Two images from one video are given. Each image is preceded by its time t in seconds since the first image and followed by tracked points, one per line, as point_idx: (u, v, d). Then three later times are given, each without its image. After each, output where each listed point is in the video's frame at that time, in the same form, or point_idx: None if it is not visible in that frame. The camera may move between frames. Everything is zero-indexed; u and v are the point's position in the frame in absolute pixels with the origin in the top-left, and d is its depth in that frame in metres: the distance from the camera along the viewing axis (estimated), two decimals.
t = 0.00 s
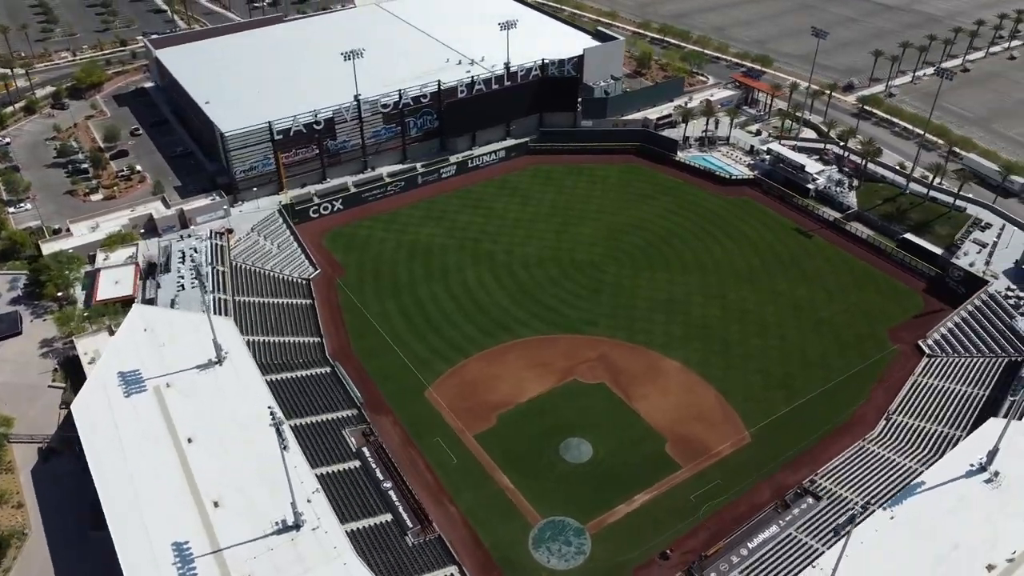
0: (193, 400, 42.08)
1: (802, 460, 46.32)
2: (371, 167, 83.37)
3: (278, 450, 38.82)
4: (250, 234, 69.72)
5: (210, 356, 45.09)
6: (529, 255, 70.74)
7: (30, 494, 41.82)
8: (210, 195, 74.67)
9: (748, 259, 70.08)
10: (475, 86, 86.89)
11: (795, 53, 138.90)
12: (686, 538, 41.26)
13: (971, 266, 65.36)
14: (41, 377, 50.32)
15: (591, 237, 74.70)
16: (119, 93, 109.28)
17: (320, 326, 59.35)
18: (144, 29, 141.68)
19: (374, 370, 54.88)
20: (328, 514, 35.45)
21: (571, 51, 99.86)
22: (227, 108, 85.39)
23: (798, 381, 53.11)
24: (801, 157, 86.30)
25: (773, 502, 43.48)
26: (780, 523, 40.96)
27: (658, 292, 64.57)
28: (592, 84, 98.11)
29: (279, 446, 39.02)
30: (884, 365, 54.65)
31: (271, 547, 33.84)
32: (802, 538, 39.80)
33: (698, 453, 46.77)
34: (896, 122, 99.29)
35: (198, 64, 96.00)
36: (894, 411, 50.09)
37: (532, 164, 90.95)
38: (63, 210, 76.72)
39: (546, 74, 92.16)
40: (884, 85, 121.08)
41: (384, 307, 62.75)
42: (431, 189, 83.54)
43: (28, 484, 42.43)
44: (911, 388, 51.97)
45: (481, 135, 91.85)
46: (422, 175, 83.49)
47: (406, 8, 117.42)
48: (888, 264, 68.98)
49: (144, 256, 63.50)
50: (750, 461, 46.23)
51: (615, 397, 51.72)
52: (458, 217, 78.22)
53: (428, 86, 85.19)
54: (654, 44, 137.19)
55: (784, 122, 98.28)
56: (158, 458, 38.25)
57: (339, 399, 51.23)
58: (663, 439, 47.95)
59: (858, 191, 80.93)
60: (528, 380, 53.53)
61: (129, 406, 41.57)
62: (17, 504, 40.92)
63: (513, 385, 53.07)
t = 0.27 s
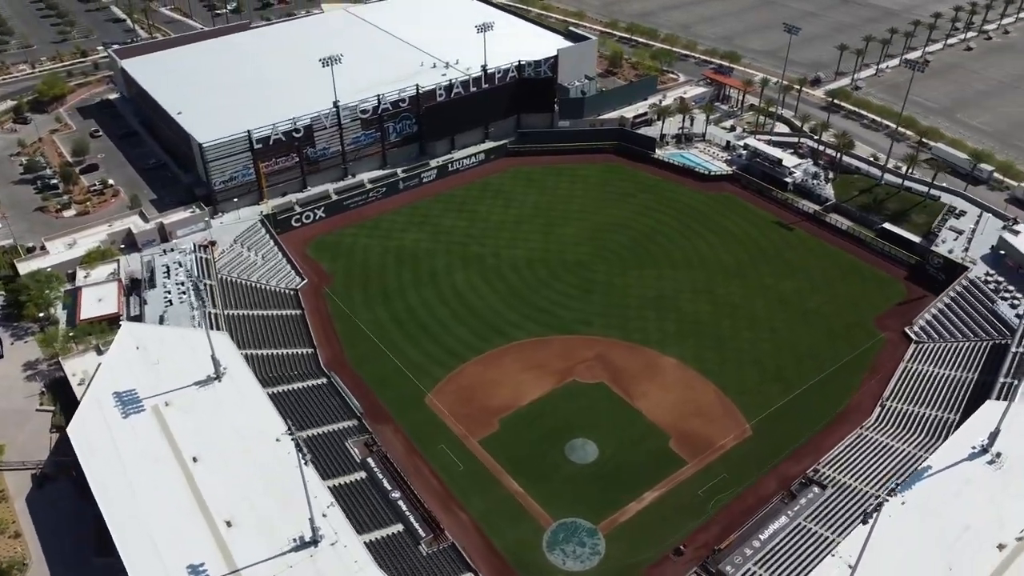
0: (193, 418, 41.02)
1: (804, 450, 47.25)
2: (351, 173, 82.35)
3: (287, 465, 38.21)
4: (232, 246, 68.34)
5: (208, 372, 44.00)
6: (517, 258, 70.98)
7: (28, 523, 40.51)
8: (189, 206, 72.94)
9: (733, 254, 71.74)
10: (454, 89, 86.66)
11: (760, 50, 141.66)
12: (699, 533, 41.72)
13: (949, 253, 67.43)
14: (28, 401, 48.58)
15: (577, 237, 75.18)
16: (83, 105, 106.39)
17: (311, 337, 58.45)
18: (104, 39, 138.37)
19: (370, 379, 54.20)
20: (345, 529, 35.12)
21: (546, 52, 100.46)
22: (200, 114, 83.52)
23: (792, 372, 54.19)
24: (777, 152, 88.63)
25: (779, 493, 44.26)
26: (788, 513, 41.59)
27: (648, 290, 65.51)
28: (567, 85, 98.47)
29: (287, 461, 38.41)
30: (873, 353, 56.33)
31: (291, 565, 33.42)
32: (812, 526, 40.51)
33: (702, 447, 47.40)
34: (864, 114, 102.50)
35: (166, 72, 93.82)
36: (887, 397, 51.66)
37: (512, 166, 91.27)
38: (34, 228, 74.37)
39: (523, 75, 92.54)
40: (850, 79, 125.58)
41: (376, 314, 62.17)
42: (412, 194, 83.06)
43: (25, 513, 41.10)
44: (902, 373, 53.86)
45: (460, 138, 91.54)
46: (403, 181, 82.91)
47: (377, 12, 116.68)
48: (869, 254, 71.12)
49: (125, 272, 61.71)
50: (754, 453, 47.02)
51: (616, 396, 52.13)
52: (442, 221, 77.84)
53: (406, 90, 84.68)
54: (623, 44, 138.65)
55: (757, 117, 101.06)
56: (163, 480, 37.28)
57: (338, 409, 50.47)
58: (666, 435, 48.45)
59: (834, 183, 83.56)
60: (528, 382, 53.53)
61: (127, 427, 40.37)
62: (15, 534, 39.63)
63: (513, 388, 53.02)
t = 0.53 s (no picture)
0: (195, 437, 40.04)
1: (804, 441, 48.43)
2: (330, 181, 81.02)
3: (297, 481, 37.66)
4: (215, 259, 66.91)
5: (207, 389, 43.04)
6: (505, 261, 71.23)
7: (27, 553, 39.20)
8: (167, 219, 71.22)
9: (718, 250, 73.67)
10: (431, 93, 86.11)
11: (726, 48, 144.35)
12: (709, 528, 42.34)
13: (927, 242, 69.60)
14: (15, 427, 46.86)
15: (561, 237, 75.56)
16: (45, 118, 103.30)
17: (303, 349, 57.59)
18: (62, 50, 134.63)
19: (367, 388, 53.62)
20: (362, 542, 34.83)
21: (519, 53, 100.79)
22: (172, 122, 81.46)
23: (785, 363, 55.84)
24: (752, 147, 91.11)
25: (783, 484, 45.22)
26: (795, 504, 42.66)
27: (638, 288, 66.67)
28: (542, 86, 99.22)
29: (295, 475, 37.83)
30: (862, 340, 58.61)
31: None
32: (819, 516, 41.56)
33: (704, 443, 48.24)
34: (834, 109, 106.44)
35: (133, 82, 91.52)
36: (879, 384, 53.57)
37: (491, 169, 91.31)
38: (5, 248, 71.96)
39: (498, 78, 92.72)
40: (815, 73, 130.11)
41: (368, 322, 61.65)
42: (393, 200, 82.21)
43: (23, 543, 39.75)
44: (891, 361, 55.92)
45: (437, 143, 91.06)
46: (383, 187, 82.06)
47: (346, 18, 115.78)
48: (848, 244, 74.01)
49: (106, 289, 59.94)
50: (755, 445, 48.04)
51: (615, 395, 52.76)
52: (426, 227, 77.50)
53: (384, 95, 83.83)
54: (592, 44, 139.92)
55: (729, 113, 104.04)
56: (170, 502, 36.41)
57: (338, 421, 49.86)
58: (668, 432, 49.19)
59: (809, 175, 86.29)
60: (526, 386, 53.65)
61: (128, 449, 39.28)
62: (14, 565, 38.35)
63: (512, 393, 53.05)
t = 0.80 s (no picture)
0: (197, 457, 39.14)
1: (800, 432, 49.68)
2: (308, 191, 79.83)
3: (308, 497, 37.11)
4: (196, 273, 65.45)
5: (206, 408, 42.16)
6: (491, 265, 71.43)
7: None
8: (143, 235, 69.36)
9: (702, 248, 75.52)
10: (407, 99, 85.84)
11: (690, 50, 147.01)
12: (717, 522, 42.92)
13: (902, 231, 72.85)
14: None
15: (547, 240, 76.71)
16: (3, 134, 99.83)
17: (294, 362, 56.65)
18: (14, 64, 130.44)
19: (364, 399, 52.97)
20: (381, 555, 34.58)
21: (490, 57, 100.89)
22: (142, 132, 79.02)
23: (776, 357, 57.85)
24: (725, 144, 93.82)
25: (785, 475, 46.27)
26: (798, 495, 43.63)
27: (626, 288, 68.29)
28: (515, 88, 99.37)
29: (304, 491, 37.29)
30: (849, 331, 61.00)
31: None
32: (823, 504, 42.57)
33: (705, 438, 49.06)
34: (800, 105, 112.06)
35: (96, 94, 89.00)
36: (868, 373, 55.86)
37: (469, 173, 91.38)
38: None
39: (472, 81, 92.66)
40: (780, 70, 136.33)
41: (359, 331, 61.22)
42: (373, 209, 81.55)
43: None
44: (877, 351, 58.28)
45: (414, 149, 90.64)
46: (363, 196, 81.34)
47: (311, 24, 114.49)
48: (826, 236, 76.72)
49: (85, 308, 58.15)
50: (754, 438, 49.16)
51: (613, 394, 53.41)
52: (409, 234, 77.03)
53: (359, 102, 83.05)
54: (559, 46, 141.15)
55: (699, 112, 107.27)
56: (178, 525, 35.54)
57: (337, 435, 49.18)
58: (668, 428, 49.91)
59: (783, 171, 89.61)
60: (524, 390, 53.69)
61: (129, 471, 38.24)
62: None
63: (509, 398, 53.03)
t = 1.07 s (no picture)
0: (204, 478, 38.24)
1: (798, 425, 50.96)
2: (288, 201, 78.61)
3: (320, 513, 36.56)
4: (180, 290, 64.06)
5: (208, 426, 41.29)
6: (479, 271, 71.43)
7: None
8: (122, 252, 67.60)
9: (686, 247, 77.24)
10: (385, 106, 85.38)
11: (656, 51, 149.14)
12: (725, 517, 43.64)
13: (880, 223, 75.42)
14: None
15: (533, 243, 77.37)
16: None
17: (288, 376, 55.75)
18: None
19: (363, 411, 52.42)
20: (403, 568, 34.39)
21: (462, 61, 100.75)
22: (115, 147, 76.98)
23: (767, 351, 59.32)
24: (701, 142, 95.85)
25: (786, 467, 47.39)
26: (801, 486, 44.70)
27: (616, 288, 69.37)
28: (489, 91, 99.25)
29: (316, 507, 36.78)
30: (835, 323, 62.90)
31: None
32: (827, 494, 43.72)
33: (706, 434, 49.87)
34: (768, 101, 114.98)
35: (61, 109, 86.43)
36: (858, 363, 57.76)
37: (448, 179, 91.20)
38: None
39: (448, 86, 92.71)
40: (746, 67, 140.64)
41: (351, 341, 60.66)
42: (354, 217, 80.74)
43: None
44: (864, 340, 60.19)
45: (392, 156, 90.04)
46: (343, 204, 80.46)
47: (278, 32, 113.01)
48: (804, 230, 79.71)
49: (69, 330, 56.51)
50: (753, 431, 50.19)
51: (611, 393, 53.91)
52: (393, 241, 76.49)
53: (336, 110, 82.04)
54: (527, 49, 141.95)
55: (672, 111, 109.57)
56: (191, 549, 34.73)
57: (337, 447, 48.51)
58: (669, 425, 50.57)
59: (758, 167, 92.09)
60: (523, 394, 53.66)
61: (134, 495, 37.23)
62: None
63: (508, 402, 52.97)
